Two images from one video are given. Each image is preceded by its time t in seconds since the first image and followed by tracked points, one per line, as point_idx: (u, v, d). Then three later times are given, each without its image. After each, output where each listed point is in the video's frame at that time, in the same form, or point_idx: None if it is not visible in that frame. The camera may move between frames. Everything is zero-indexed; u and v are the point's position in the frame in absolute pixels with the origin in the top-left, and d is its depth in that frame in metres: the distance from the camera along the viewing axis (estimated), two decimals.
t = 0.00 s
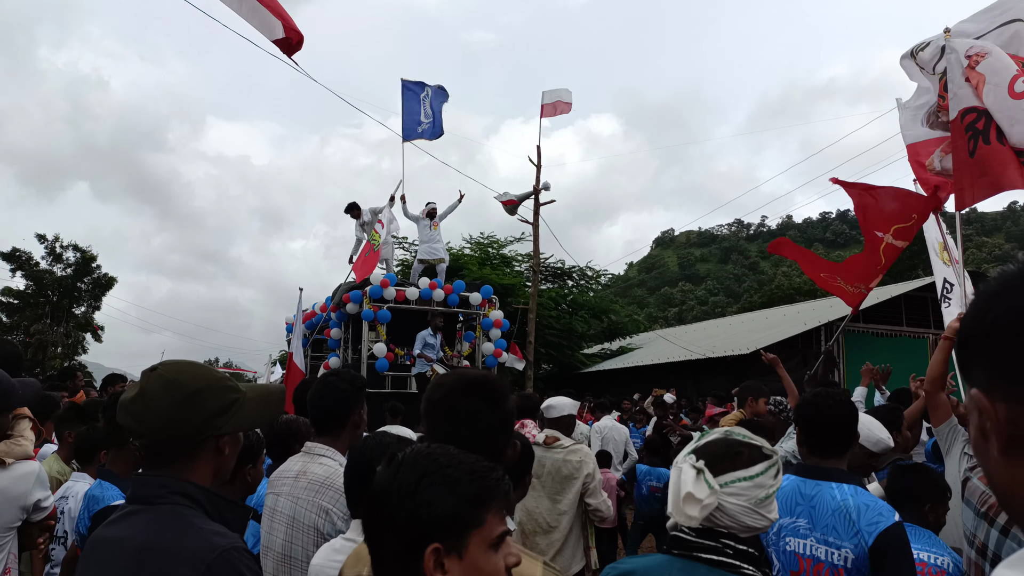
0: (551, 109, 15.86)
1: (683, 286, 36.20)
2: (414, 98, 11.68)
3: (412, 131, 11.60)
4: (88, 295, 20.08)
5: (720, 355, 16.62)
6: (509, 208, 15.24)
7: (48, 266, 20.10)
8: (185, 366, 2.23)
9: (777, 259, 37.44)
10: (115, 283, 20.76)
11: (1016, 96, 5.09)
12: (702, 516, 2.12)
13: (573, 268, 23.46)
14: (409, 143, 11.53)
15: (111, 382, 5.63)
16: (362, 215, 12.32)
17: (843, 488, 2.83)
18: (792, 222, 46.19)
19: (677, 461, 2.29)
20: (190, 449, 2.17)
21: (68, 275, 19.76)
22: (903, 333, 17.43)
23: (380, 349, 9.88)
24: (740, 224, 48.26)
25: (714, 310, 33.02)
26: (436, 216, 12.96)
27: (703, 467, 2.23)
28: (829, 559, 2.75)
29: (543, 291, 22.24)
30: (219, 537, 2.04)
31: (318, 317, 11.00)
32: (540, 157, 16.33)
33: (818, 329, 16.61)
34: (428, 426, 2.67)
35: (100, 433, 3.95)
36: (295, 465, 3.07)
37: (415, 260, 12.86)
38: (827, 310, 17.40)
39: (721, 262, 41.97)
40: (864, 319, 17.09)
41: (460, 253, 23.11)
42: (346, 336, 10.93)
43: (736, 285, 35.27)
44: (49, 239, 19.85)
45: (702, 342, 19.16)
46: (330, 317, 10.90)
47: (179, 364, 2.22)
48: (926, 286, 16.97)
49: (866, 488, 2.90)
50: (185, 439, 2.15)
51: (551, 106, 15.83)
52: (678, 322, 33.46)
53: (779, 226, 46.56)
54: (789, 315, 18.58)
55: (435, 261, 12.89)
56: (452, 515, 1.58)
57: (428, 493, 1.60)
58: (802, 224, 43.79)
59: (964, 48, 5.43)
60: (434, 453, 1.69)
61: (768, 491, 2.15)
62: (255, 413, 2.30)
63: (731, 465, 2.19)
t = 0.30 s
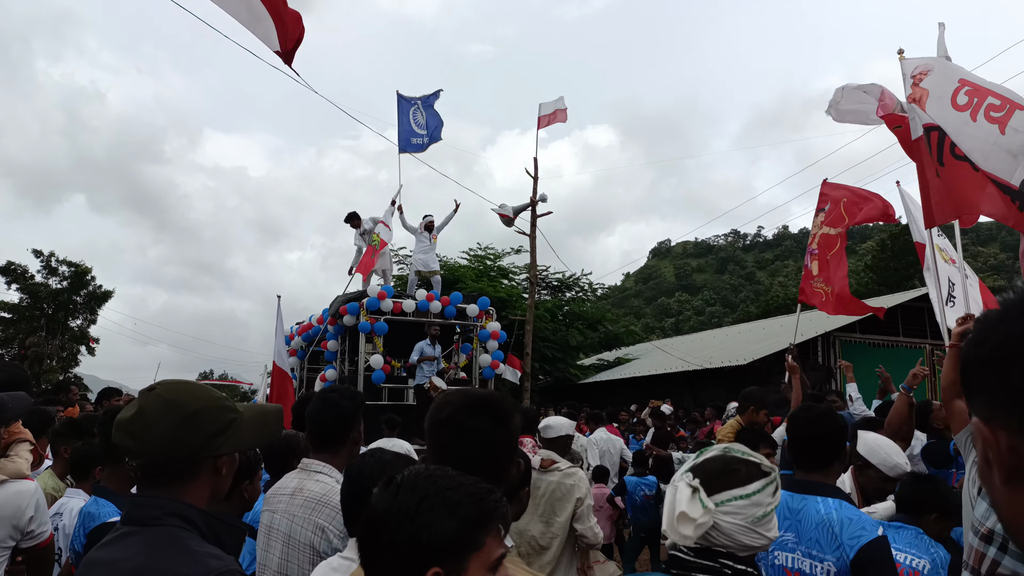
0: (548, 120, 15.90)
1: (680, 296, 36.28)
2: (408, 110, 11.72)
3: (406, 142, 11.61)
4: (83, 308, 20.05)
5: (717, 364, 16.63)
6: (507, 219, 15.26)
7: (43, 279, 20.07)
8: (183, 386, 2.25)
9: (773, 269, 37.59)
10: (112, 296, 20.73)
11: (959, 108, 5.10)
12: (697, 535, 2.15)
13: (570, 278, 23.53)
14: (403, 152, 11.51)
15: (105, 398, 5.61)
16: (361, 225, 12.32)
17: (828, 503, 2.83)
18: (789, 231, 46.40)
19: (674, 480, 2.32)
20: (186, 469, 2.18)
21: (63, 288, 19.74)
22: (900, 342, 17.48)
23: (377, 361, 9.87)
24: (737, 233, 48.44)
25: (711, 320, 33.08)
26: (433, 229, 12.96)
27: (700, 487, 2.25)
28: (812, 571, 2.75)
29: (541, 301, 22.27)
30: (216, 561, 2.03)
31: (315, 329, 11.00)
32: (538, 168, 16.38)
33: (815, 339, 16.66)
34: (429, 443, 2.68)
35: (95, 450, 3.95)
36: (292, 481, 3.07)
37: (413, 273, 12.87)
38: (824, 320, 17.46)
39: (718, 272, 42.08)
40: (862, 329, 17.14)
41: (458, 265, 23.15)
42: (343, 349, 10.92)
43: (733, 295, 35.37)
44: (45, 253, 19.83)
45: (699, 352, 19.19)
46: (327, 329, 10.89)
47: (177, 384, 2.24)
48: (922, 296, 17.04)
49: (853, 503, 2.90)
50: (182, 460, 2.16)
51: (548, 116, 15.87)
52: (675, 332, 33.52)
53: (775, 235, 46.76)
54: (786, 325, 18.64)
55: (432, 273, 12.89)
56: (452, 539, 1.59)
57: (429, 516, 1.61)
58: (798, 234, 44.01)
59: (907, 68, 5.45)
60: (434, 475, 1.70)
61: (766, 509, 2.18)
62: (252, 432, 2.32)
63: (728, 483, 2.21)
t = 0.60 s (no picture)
0: (553, 120, 15.90)
1: (686, 295, 36.24)
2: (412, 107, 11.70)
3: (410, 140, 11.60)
4: (90, 308, 20.12)
5: (723, 363, 16.61)
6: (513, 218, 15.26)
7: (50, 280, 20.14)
8: (191, 387, 2.26)
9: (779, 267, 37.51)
10: (118, 295, 20.79)
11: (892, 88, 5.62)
12: (705, 537, 2.16)
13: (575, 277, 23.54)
14: (408, 151, 11.53)
15: (114, 397, 5.63)
16: (368, 225, 12.33)
17: (821, 499, 2.85)
18: (794, 229, 46.31)
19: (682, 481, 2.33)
20: (195, 470, 2.18)
21: (69, 288, 19.81)
22: (907, 341, 17.44)
23: (384, 361, 9.89)
24: (742, 232, 48.35)
25: (717, 319, 33.03)
26: (439, 228, 12.97)
27: (708, 488, 2.26)
28: (804, 566, 2.77)
29: (546, 301, 22.28)
30: (227, 561, 2.04)
31: (321, 328, 11.03)
32: (543, 168, 16.36)
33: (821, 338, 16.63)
34: (440, 445, 2.68)
35: (105, 449, 3.95)
36: (299, 481, 3.07)
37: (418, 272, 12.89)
38: (830, 319, 17.43)
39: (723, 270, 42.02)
40: (868, 328, 17.10)
41: (463, 264, 23.17)
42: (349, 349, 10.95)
43: (738, 294, 35.32)
44: (50, 254, 19.91)
45: (704, 351, 19.17)
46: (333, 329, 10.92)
47: (186, 386, 2.25)
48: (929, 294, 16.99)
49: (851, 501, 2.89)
50: (191, 460, 2.17)
51: (554, 116, 15.85)
52: (681, 331, 33.49)
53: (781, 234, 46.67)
54: (792, 324, 18.61)
55: (438, 273, 12.91)
56: (464, 540, 1.59)
57: (441, 518, 1.61)
58: (803, 232, 43.93)
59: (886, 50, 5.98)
60: (445, 477, 1.71)
61: (775, 511, 2.19)
62: (260, 433, 2.32)
63: (737, 485, 2.22)
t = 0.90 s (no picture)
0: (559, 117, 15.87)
1: (692, 290, 36.12)
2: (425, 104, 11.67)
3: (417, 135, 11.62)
4: (97, 307, 20.25)
5: (730, 358, 16.56)
6: (519, 215, 15.25)
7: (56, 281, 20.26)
8: (200, 386, 2.26)
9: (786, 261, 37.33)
10: (124, 295, 20.91)
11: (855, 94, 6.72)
12: (709, 534, 2.17)
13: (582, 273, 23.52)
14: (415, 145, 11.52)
15: (122, 397, 5.66)
16: (373, 225, 12.33)
17: (833, 496, 2.88)
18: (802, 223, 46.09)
19: (688, 477, 2.34)
20: (206, 469, 2.20)
21: (76, 288, 19.93)
22: (916, 334, 17.34)
23: (391, 359, 9.91)
24: (749, 226, 48.15)
25: (724, 314, 32.91)
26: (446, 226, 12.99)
27: (713, 485, 2.27)
28: (816, 564, 2.80)
29: (553, 297, 22.27)
30: (235, 560, 2.05)
31: (328, 326, 11.06)
32: (549, 164, 16.33)
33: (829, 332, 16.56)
34: (446, 442, 2.69)
35: (117, 448, 3.99)
36: (307, 480, 3.09)
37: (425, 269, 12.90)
38: (838, 313, 17.34)
39: (730, 265, 41.85)
40: (877, 321, 17.00)
41: (469, 261, 23.20)
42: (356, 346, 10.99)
43: (746, 289, 35.19)
44: (57, 254, 20.03)
45: (712, 346, 19.12)
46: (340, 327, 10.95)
47: (196, 386, 2.26)
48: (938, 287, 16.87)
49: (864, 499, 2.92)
50: (200, 459, 2.18)
51: (560, 112, 15.82)
52: (688, 326, 33.41)
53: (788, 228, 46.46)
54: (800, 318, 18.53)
55: (444, 270, 12.93)
56: (491, 536, 1.66)
57: (471, 516, 1.66)
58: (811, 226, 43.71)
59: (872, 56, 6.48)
60: (469, 475, 1.76)
61: (782, 507, 2.19)
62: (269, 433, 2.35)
63: (742, 482, 2.22)
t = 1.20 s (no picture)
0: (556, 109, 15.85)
1: (691, 285, 36.12)
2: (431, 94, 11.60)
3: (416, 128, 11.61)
4: (95, 303, 20.25)
5: (728, 352, 16.57)
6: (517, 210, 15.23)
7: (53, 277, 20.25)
8: (198, 381, 2.26)
9: (784, 256, 37.32)
10: (121, 290, 20.90)
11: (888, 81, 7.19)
12: (701, 525, 2.19)
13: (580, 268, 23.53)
14: (413, 138, 11.50)
15: (121, 392, 5.66)
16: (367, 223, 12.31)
17: (868, 490, 2.94)
18: (800, 217, 46.09)
19: (683, 470, 2.36)
20: (205, 463, 2.20)
21: (73, 284, 19.92)
22: (914, 328, 17.35)
23: (389, 353, 9.91)
24: (748, 220, 48.15)
25: (722, 308, 32.93)
26: (444, 221, 12.97)
27: (707, 478, 2.29)
28: (855, 561, 2.85)
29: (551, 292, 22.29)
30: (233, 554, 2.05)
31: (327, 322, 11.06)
32: (546, 159, 16.31)
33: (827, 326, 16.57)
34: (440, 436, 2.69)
35: (116, 444, 3.98)
36: (305, 474, 3.09)
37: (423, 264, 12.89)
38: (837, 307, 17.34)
39: (729, 259, 41.83)
40: (875, 315, 17.01)
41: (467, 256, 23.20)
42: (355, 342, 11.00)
43: (744, 283, 35.20)
44: (53, 250, 20.01)
45: (711, 340, 19.13)
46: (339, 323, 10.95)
47: (194, 381, 2.26)
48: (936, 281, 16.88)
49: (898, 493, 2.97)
50: (200, 454, 2.18)
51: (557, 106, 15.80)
52: (686, 321, 33.44)
53: (786, 222, 46.46)
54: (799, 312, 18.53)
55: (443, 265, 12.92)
56: (496, 528, 1.69)
57: (481, 510, 1.67)
58: (809, 220, 43.71)
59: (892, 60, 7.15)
60: (473, 469, 1.77)
61: (775, 499, 2.22)
62: (267, 427, 2.35)
63: (736, 475, 2.25)
